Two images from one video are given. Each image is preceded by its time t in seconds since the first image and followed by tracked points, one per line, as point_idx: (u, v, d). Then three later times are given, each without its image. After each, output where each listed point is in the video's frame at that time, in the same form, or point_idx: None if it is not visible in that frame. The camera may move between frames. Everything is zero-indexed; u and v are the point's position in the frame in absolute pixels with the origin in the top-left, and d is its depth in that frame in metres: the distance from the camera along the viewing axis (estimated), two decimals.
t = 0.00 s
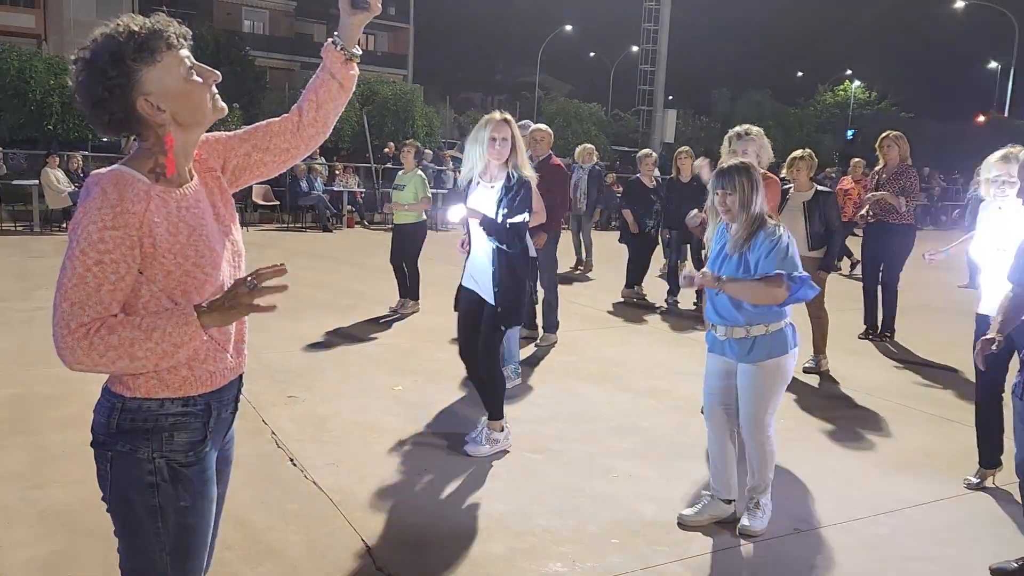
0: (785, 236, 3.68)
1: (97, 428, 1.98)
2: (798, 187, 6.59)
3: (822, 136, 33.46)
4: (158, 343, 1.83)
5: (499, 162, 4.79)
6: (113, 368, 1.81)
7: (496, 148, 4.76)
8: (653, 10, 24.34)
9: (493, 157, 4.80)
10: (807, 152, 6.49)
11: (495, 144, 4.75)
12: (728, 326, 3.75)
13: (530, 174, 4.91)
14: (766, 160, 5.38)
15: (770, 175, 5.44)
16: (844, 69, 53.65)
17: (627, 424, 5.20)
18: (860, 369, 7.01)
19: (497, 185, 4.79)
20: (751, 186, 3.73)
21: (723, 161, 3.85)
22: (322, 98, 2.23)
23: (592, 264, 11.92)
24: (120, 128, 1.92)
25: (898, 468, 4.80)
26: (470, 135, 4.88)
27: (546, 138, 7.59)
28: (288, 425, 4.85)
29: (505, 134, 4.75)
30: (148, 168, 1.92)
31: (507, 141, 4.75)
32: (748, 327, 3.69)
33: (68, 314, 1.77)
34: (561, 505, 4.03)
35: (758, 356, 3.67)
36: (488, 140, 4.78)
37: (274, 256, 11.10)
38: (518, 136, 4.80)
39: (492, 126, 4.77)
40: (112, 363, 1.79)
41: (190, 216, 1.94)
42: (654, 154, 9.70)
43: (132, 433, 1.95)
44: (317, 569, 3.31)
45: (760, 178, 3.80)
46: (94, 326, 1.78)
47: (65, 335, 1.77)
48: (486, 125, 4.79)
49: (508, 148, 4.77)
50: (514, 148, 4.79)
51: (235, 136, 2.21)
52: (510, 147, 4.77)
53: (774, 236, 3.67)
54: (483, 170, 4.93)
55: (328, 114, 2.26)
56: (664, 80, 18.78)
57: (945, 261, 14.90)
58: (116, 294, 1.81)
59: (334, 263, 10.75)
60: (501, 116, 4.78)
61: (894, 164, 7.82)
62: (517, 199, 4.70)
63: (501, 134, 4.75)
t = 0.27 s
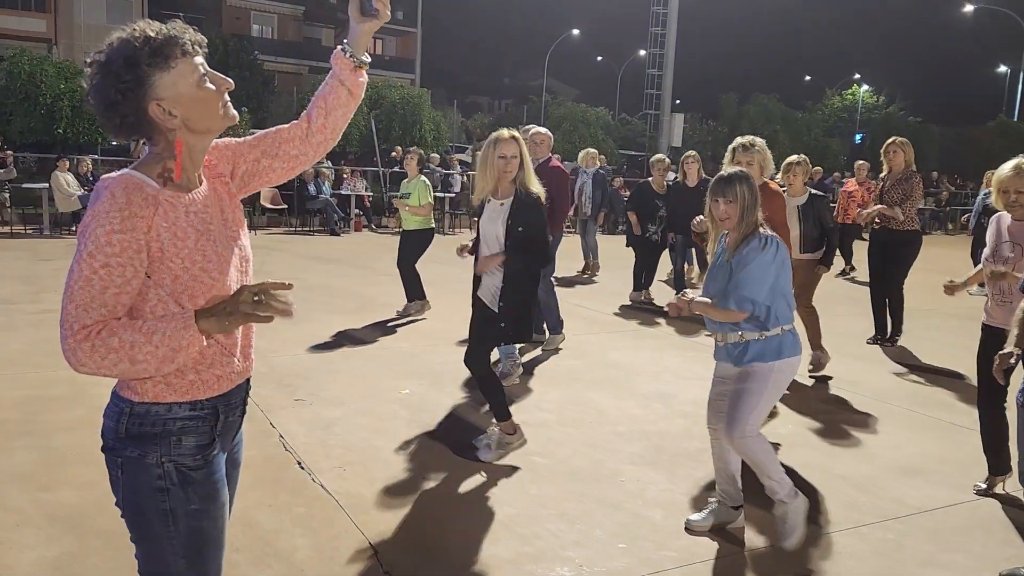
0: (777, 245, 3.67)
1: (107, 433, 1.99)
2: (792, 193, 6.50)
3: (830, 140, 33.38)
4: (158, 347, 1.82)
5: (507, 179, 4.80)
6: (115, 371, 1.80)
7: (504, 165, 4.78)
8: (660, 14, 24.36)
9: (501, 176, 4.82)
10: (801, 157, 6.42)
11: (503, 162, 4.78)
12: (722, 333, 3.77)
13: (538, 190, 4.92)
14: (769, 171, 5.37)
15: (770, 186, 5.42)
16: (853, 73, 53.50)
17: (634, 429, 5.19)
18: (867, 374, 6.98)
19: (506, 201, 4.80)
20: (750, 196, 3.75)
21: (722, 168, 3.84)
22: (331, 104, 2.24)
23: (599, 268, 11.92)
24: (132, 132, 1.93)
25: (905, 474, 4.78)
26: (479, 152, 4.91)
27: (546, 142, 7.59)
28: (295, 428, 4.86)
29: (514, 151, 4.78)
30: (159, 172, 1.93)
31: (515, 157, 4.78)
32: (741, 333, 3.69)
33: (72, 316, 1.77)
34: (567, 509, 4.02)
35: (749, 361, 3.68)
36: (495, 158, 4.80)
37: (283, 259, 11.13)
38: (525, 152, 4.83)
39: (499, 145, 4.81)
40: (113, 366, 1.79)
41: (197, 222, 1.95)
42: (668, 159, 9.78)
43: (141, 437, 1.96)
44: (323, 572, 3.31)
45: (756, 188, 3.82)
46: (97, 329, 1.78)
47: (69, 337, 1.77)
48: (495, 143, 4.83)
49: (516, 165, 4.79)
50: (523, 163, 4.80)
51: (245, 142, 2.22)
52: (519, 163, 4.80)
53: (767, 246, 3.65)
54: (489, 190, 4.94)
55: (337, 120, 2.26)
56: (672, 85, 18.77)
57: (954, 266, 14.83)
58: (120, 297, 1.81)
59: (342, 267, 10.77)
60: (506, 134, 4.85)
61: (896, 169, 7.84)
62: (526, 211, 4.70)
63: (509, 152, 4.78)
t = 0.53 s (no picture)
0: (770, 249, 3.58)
1: (112, 433, 1.99)
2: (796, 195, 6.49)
3: (836, 143, 33.32)
4: (151, 353, 1.81)
5: (513, 177, 4.78)
6: (107, 373, 1.80)
7: (510, 164, 4.76)
8: (666, 17, 24.34)
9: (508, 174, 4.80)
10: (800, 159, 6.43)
11: (509, 161, 4.76)
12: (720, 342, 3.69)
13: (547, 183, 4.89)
14: (771, 168, 5.33)
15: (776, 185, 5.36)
16: (859, 76, 53.44)
17: (638, 432, 5.17)
18: (873, 378, 6.96)
19: (513, 199, 4.78)
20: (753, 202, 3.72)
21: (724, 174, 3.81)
22: (336, 108, 2.24)
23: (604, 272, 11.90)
24: (136, 135, 1.93)
25: (911, 479, 4.76)
26: (485, 153, 4.89)
27: (549, 145, 7.59)
28: (299, 431, 4.85)
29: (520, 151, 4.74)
30: (166, 175, 1.93)
31: (521, 155, 4.75)
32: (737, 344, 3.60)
33: (68, 316, 1.77)
34: (571, 512, 4.01)
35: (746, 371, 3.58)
36: (502, 158, 4.78)
37: (287, 262, 11.14)
38: (531, 147, 4.80)
39: (504, 144, 4.78)
40: (106, 368, 1.79)
41: (201, 226, 1.94)
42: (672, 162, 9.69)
43: (147, 438, 1.95)
44: None
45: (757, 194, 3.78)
46: (91, 329, 1.78)
47: (64, 337, 1.77)
48: (500, 142, 4.81)
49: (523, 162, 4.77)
50: (530, 160, 4.78)
51: (250, 145, 2.21)
52: (525, 160, 4.77)
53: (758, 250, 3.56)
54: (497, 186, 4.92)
55: (342, 124, 2.26)
56: (677, 88, 18.74)
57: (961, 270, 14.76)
58: (119, 298, 1.80)
59: (346, 270, 10.77)
60: (511, 131, 4.81)
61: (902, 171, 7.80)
62: (534, 207, 4.68)
63: (515, 150, 4.75)
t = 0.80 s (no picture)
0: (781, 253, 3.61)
1: (112, 438, 1.96)
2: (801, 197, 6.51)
3: (839, 146, 33.25)
4: (155, 356, 1.79)
5: (514, 180, 4.78)
6: (109, 376, 1.77)
7: (510, 166, 4.76)
8: (670, 19, 24.31)
9: (508, 177, 4.80)
10: (808, 163, 6.39)
11: (509, 163, 4.75)
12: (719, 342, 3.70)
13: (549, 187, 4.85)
14: (775, 173, 5.30)
15: (779, 189, 5.36)
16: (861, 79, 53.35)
17: (642, 437, 5.13)
18: (877, 382, 6.92)
19: (513, 203, 4.77)
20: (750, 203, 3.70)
21: (721, 176, 3.79)
22: (337, 112, 2.20)
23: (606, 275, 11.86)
24: (140, 137, 1.91)
25: (918, 483, 4.72)
26: (487, 156, 4.91)
27: (549, 147, 7.54)
28: (300, 435, 4.82)
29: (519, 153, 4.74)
30: (166, 178, 1.90)
31: (522, 159, 4.75)
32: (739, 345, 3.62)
33: (69, 319, 1.74)
34: (575, 517, 3.97)
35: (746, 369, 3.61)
36: (502, 160, 4.78)
37: (289, 265, 11.11)
38: (531, 151, 4.79)
39: (505, 147, 4.78)
40: (107, 371, 1.76)
41: (203, 228, 1.91)
42: (671, 165, 9.71)
43: (146, 443, 1.92)
44: None
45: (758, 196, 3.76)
46: (95, 333, 1.75)
47: (67, 341, 1.74)
48: (501, 145, 4.80)
49: (523, 165, 4.76)
50: (530, 163, 4.77)
51: (251, 149, 2.19)
52: (526, 164, 4.76)
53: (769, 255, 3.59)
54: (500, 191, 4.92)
55: (343, 129, 2.22)
56: (680, 90, 18.69)
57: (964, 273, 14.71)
58: (121, 302, 1.77)
59: (347, 272, 10.73)
60: (513, 134, 4.82)
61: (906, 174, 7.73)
62: (533, 211, 4.60)
63: (515, 153, 4.75)
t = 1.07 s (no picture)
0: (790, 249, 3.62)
1: (114, 441, 1.94)
2: (816, 204, 6.51)
3: (842, 150, 33.22)
4: (160, 360, 1.77)
5: (511, 183, 4.74)
6: (121, 381, 1.76)
7: (505, 170, 4.73)
8: (672, 23, 24.35)
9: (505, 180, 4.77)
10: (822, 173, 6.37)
11: (504, 166, 4.72)
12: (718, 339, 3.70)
13: (549, 189, 4.81)
14: (780, 176, 5.29)
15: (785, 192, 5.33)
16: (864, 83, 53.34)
17: (645, 441, 5.10)
18: (881, 386, 6.89)
19: (513, 207, 4.73)
20: (754, 202, 3.69)
21: (722, 178, 3.78)
22: (341, 115, 2.18)
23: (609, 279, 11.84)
24: (141, 141, 1.89)
25: (923, 487, 4.69)
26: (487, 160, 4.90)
27: (550, 150, 7.52)
28: (303, 439, 4.80)
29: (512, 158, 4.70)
30: (168, 183, 1.88)
31: (517, 162, 4.71)
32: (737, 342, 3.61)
33: (78, 326, 1.72)
34: (579, 522, 3.94)
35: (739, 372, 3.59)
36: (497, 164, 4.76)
37: (291, 269, 11.10)
38: (528, 153, 4.74)
39: (501, 151, 4.75)
40: (119, 376, 1.75)
41: (207, 231, 1.90)
42: (666, 166, 9.62)
43: (148, 446, 1.90)
44: None
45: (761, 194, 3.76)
46: (100, 338, 1.73)
47: (71, 346, 1.72)
48: (498, 149, 4.78)
49: (519, 168, 4.72)
50: (526, 166, 4.72)
51: (254, 152, 2.17)
52: (521, 166, 4.71)
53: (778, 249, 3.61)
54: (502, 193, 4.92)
55: (346, 132, 2.20)
56: (683, 94, 18.68)
57: (968, 277, 14.66)
58: (127, 307, 1.76)
59: (350, 276, 10.72)
60: (509, 139, 4.77)
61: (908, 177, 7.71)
62: (531, 215, 4.56)
63: (510, 156, 4.71)
